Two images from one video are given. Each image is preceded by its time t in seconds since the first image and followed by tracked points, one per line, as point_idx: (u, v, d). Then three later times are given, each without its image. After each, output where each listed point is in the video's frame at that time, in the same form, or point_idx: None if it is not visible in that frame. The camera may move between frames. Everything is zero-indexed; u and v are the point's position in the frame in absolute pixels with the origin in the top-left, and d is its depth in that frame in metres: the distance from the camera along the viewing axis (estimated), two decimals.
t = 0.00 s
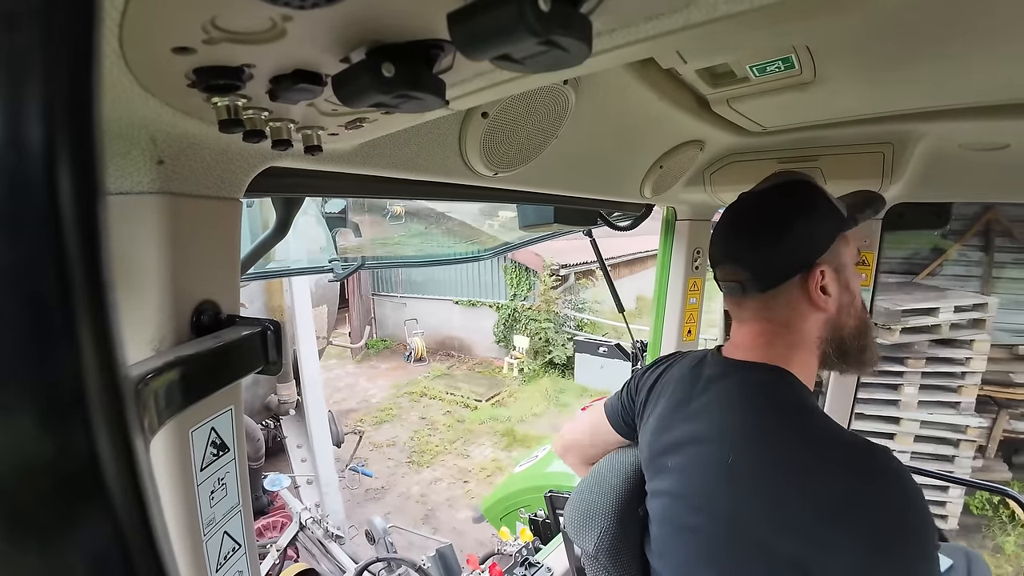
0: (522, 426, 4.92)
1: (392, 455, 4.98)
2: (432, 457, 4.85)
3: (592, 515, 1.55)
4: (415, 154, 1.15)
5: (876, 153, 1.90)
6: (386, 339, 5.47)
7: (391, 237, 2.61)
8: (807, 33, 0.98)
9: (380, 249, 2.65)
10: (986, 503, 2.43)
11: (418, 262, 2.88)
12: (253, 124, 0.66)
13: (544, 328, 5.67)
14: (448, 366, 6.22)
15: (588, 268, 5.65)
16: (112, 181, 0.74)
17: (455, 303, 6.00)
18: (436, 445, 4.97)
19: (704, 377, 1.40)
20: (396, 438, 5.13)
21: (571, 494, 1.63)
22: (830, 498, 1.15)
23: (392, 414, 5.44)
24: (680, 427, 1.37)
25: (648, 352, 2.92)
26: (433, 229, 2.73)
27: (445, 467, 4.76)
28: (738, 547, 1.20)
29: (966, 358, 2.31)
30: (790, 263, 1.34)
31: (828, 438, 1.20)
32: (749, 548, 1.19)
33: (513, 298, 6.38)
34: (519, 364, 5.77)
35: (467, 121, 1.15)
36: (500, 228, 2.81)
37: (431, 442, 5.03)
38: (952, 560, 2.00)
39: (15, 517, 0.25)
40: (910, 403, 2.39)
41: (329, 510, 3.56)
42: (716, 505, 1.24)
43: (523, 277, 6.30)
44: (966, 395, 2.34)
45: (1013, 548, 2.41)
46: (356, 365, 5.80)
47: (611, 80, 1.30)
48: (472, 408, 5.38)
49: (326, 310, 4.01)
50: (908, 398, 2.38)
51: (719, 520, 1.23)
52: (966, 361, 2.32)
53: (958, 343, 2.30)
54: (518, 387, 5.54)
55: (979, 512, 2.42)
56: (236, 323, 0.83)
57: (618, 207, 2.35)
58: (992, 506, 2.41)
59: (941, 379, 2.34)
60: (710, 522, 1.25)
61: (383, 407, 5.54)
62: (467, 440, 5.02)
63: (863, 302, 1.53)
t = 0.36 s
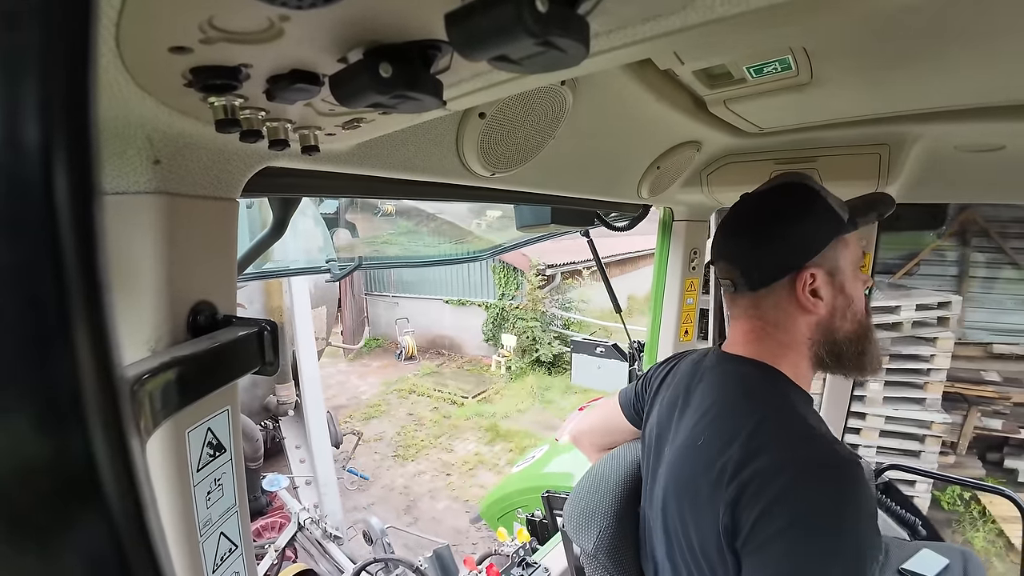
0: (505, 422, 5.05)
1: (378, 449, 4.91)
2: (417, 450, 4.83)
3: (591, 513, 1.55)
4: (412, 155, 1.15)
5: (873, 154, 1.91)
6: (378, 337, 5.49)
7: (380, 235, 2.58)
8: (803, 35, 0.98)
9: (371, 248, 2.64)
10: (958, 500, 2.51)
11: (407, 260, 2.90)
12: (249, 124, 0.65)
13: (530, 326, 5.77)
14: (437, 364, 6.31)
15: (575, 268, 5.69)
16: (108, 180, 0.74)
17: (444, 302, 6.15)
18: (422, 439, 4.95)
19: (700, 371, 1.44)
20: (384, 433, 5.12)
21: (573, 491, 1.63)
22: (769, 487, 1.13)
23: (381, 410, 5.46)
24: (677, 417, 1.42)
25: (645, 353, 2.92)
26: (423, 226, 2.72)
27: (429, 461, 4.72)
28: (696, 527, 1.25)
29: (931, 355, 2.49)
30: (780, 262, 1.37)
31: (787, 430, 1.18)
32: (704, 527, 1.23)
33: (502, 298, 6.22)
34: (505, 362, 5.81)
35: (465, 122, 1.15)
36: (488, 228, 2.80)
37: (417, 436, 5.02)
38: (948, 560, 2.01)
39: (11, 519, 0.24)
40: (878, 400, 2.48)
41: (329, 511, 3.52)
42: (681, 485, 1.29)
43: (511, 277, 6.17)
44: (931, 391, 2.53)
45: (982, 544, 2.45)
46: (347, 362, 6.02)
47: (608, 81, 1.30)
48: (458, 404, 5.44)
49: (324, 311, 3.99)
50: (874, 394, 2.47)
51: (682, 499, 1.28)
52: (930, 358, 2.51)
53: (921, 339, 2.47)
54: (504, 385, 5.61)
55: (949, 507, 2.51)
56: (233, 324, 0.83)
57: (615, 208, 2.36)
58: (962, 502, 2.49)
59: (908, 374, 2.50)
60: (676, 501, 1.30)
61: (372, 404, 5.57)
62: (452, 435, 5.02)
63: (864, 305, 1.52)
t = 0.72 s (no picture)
0: (498, 420, 5.06)
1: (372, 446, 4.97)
2: (410, 447, 4.85)
3: (591, 511, 1.55)
4: (411, 151, 1.15)
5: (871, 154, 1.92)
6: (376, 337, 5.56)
7: (376, 233, 2.59)
8: (804, 34, 0.98)
9: (365, 245, 2.65)
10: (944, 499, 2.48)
11: (399, 257, 2.90)
12: (247, 119, 0.65)
13: (524, 326, 5.79)
14: (432, 364, 6.17)
15: (569, 268, 5.66)
16: (105, 173, 0.74)
17: (441, 301, 6.06)
18: (415, 436, 4.99)
19: (699, 372, 1.44)
20: (379, 430, 5.16)
21: (570, 491, 1.63)
22: (775, 494, 1.13)
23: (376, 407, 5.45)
24: (677, 419, 1.42)
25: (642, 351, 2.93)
26: (417, 225, 2.73)
27: (422, 457, 4.76)
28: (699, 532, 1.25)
29: (914, 354, 2.48)
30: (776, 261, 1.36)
31: (792, 435, 1.17)
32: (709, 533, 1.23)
33: (496, 297, 6.45)
34: (499, 361, 5.82)
35: (464, 118, 1.14)
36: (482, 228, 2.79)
37: (410, 434, 5.04)
38: (942, 560, 2.02)
39: (7, 513, 0.24)
40: (861, 399, 2.49)
41: (325, 510, 3.54)
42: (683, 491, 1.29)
43: (506, 276, 6.39)
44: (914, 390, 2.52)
45: (967, 543, 2.45)
46: (344, 361, 5.70)
47: (608, 79, 1.30)
48: (452, 401, 5.45)
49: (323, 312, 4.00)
50: (857, 392, 2.46)
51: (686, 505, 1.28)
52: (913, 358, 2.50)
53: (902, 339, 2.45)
54: (498, 383, 5.63)
55: (935, 505, 2.49)
56: (230, 319, 0.83)
57: (614, 206, 2.35)
58: (949, 501, 2.47)
59: (890, 374, 2.49)
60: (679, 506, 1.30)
61: (367, 402, 5.56)
62: (444, 432, 5.04)
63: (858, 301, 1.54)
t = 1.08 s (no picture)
0: (501, 418, 5.09)
1: (376, 445, 4.88)
2: (412, 446, 4.83)
3: (590, 513, 1.55)
4: (410, 152, 1.15)
5: (872, 152, 1.92)
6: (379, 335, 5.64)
7: (378, 232, 2.60)
8: (803, 33, 0.98)
9: (367, 245, 2.65)
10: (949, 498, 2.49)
11: (399, 257, 2.89)
12: (247, 120, 0.65)
13: (527, 324, 5.89)
14: (434, 361, 6.28)
15: (571, 268, 5.70)
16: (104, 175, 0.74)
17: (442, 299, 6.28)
18: (417, 435, 4.95)
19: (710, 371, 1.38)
20: (380, 428, 5.11)
21: (571, 493, 1.64)
22: (828, 500, 1.12)
23: (378, 406, 5.44)
24: (691, 421, 1.35)
25: (643, 350, 2.93)
26: (419, 225, 2.74)
27: (424, 457, 4.73)
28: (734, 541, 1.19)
29: (920, 354, 2.52)
30: (788, 255, 1.32)
31: (832, 433, 1.17)
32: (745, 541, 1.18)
33: (499, 296, 6.46)
34: (502, 360, 5.88)
35: (464, 119, 1.14)
36: (484, 226, 2.78)
37: (413, 432, 5.02)
38: (945, 559, 2.01)
39: (8, 514, 0.24)
40: (866, 399, 2.52)
41: (329, 510, 3.52)
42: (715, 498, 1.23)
43: (509, 274, 6.47)
44: (920, 391, 2.57)
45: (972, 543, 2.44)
46: (347, 360, 6.04)
47: (609, 78, 1.30)
48: (454, 400, 5.45)
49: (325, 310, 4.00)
50: (863, 393, 2.51)
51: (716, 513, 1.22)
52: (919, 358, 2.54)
53: (908, 339, 2.47)
54: (500, 382, 5.68)
55: (939, 506, 2.46)
56: (231, 321, 0.83)
57: (614, 206, 2.36)
58: (953, 501, 2.47)
59: (894, 374, 2.51)
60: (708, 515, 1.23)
61: (369, 400, 5.56)
62: (447, 431, 5.03)
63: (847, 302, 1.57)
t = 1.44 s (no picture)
0: (503, 417, 5.10)
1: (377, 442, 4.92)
2: (415, 445, 4.84)
3: (588, 518, 1.55)
4: (412, 158, 1.15)
5: (873, 153, 1.92)
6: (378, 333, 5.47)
7: (379, 232, 2.59)
8: (802, 35, 0.98)
9: (371, 249, 2.64)
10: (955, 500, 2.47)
11: (407, 267, 2.87)
12: (249, 128, 0.65)
13: (530, 323, 5.84)
14: (438, 360, 6.28)
15: (576, 265, 5.89)
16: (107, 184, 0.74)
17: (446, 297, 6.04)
18: (420, 433, 4.96)
19: (701, 360, 1.42)
20: (383, 427, 5.10)
21: (569, 499, 1.64)
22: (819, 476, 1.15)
23: (380, 404, 5.43)
24: (681, 408, 1.39)
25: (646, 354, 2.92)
26: (421, 224, 2.78)
27: (427, 455, 4.74)
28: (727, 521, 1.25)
29: (930, 354, 2.49)
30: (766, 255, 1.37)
31: (813, 410, 1.20)
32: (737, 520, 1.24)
33: (502, 294, 6.41)
34: (504, 358, 5.91)
35: (464, 124, 1.15)
36: (488, 225, 2.88)
37: (416, 431, 5.02)
38: (951, 560, 2.01)
39: (12, 523, 0.24)
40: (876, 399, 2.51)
41: (329, 508, 3.57)
42: (707, 481, 1.28)
43: (511, 273, 6.47)
44: (929, 391, 2.54)
45: (979, 544, 2.43)
46: (347, 357, 5.99)
47: (609, 82, 1.30)
48: (456, 399, 5.44)
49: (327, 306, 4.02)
50: (872, 392, 2.48)
51: (709, 495, 1.27)
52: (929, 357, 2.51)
53: (918, 340, 2.45)
54: (503, 380, 5.72)
55: (946, 506, 2.43)
56: (233, 328, 0.83)
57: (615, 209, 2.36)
58: (960, 501, 2.42)
59: (904, 374, 2.48)
60: (701, 497, 1.29)
61: (371, 398, 5.56)
62: (450, 430, 5.02)
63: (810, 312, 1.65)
